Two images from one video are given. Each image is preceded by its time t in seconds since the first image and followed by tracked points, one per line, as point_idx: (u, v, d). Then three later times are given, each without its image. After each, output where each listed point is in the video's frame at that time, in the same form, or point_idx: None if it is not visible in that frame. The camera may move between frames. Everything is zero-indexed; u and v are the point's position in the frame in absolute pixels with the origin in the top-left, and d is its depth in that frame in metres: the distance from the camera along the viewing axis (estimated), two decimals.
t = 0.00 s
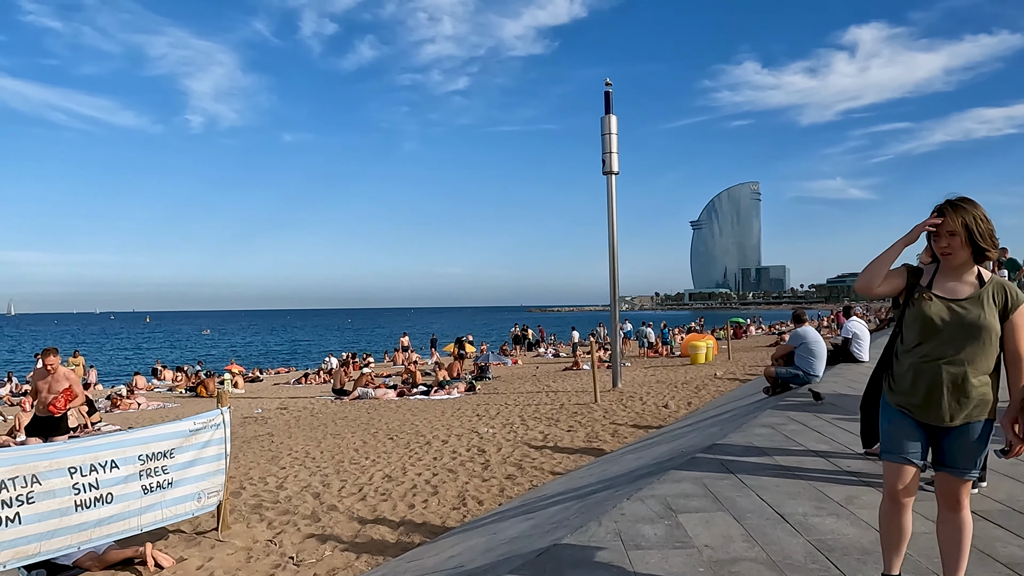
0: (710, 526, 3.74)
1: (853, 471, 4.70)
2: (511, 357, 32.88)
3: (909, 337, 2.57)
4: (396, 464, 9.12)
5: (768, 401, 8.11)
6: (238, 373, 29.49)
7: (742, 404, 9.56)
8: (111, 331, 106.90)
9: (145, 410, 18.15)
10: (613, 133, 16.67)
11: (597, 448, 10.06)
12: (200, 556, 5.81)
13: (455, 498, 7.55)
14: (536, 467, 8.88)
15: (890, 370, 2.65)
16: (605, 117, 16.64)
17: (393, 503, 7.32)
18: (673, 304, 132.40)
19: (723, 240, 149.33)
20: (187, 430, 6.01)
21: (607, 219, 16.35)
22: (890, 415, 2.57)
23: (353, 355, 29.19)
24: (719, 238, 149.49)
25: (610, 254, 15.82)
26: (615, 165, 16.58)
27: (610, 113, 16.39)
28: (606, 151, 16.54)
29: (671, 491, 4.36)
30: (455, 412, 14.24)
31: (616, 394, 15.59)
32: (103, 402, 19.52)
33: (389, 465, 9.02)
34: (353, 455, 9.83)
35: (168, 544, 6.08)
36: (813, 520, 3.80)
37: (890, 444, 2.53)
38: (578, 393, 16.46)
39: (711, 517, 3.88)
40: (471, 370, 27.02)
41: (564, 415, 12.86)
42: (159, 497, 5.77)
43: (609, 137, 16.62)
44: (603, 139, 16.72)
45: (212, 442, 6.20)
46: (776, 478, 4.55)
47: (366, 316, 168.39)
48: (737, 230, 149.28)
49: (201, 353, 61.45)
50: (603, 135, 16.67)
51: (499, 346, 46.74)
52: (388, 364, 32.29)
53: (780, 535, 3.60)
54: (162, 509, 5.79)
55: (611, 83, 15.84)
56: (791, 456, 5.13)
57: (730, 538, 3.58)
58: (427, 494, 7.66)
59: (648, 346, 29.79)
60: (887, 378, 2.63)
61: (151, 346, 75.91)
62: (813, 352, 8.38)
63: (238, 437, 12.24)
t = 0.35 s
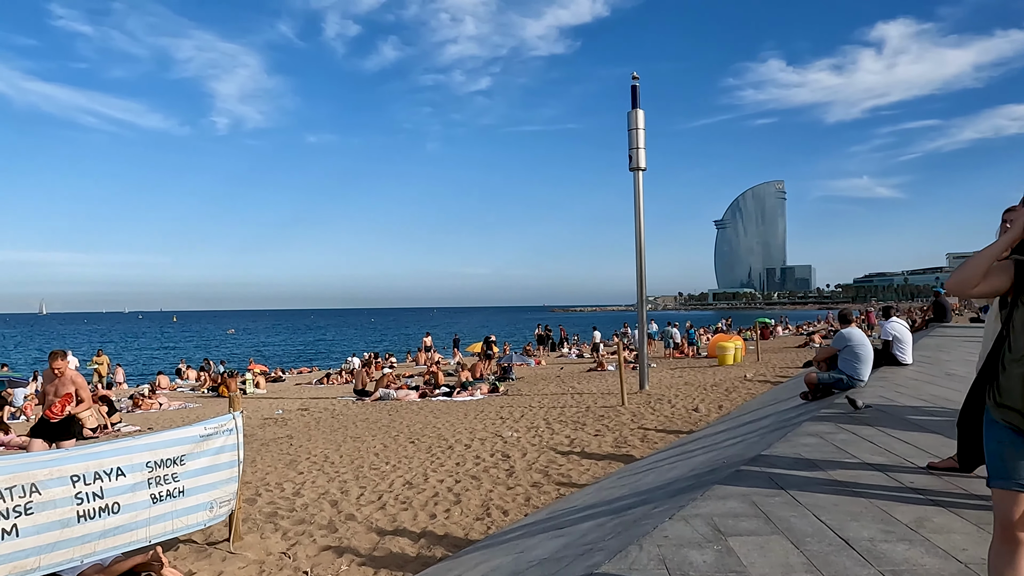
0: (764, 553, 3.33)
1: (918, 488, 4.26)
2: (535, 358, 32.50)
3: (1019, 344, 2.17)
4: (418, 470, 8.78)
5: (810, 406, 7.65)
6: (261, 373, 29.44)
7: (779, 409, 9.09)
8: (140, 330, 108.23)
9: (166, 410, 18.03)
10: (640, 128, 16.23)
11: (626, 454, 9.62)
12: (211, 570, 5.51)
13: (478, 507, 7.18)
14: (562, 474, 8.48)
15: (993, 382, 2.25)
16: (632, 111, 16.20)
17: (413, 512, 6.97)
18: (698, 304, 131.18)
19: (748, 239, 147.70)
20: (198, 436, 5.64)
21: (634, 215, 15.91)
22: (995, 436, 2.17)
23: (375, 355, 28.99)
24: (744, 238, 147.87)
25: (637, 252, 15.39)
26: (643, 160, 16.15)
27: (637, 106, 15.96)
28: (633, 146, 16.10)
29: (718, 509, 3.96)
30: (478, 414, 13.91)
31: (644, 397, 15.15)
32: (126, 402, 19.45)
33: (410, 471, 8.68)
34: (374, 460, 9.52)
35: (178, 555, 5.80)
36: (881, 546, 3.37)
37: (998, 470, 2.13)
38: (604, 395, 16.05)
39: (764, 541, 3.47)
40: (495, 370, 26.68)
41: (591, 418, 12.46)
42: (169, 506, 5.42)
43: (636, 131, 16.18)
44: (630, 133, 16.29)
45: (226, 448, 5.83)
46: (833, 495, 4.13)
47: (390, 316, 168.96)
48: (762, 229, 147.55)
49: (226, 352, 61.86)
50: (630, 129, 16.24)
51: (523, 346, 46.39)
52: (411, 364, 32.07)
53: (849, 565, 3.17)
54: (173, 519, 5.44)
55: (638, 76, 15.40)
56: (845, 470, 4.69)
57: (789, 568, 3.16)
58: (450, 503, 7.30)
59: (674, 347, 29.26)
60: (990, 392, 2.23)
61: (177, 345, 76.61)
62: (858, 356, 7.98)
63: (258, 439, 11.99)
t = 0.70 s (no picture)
0: None
1: (986, 517, 3.81)
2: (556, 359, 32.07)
3: None
4: (434, 480, 8.41)
5: (850, 418, 7.17)
6: (279, 374, 29.26)
7: (814, 419, 8.60)
8: (164, 330, 109.18)
9: (184, 412, 17.84)
10: (664, 124, 15.76)
11: (652, 464, 9.18)
12: None
13: (497, 522, 6.79)
14: (585, 486, 8.07)
15: None
16: (656, 107, 15.75)
17: (428, 528, 6.60)
18: (720, 305, 129.85)
19: (771, 238, 146.04)
20: (200, 448, 5.27)
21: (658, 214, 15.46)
22: None
23: (395, 356, 28.71)
24: (767, 237, 146.20)
25: (661, 252, 14.93)
26: (667, 157, 15.69)
27: (661, 102, 15.51)
28: (657, 142, 15.66)
29: (765, 541, 3.53)
30: (498, 419, 13.54)
31: (669, 401, 14.67)
32: (143, 403, 19.30)
33: (426, 482, 8.32)
34: (389, 468, 9.17)
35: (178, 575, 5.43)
36: None
37: None
38: (627, 399, 15.60)
39: None
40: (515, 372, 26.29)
41: (613, 425, 12.03)
42: (169, 524, 5.01)
43: (660, 127, 15.72)
44: (654, 130, 15.83)
45: (228, 462, 5.47)
46: (893, 525, 3.68)
47: (411, 316, 169.15)
48: (786, 228, 145.81)
49: (248, 352, 62.07)
50: (654, 126, 15.78)
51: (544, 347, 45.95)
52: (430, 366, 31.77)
53: None
54: (173, 539, 5.04)
55: (663, 71, 14.96)
56: (900, 494, 4.24)
57: None
58: (467, 518, 6.92)
59: (697, 349, 28.68)
60: None
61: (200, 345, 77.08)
62: (900, 363, 7.49)
63: (272, 445, 11.68)
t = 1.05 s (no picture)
0: None
1: None
2: (573, 360, 31.59)
3: None
4: (442, 488, 8.05)
5: (884, 426, 6.69)
6: (294, 375, 29.05)
7: (844, 425, 8.12)
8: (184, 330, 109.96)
9: (196, 413, 17.66)
10: (684, 119, 15.29)
11: (672, 472, 8.73)
12: None
13: (506, 534, 6.40)
14: (600, 495, 7.66)
15: None
16: (675, 101, 15.30)
17: (433, 541, 6.22)
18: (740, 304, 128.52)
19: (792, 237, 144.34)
20: (186, 458, 4.94)
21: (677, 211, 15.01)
22: None
23: (410, 357, 28.41)
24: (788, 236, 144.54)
25: (681, 250, 14.47)
26: (687, 153, 15.24)
27: (681, 96, 15.06)
28: (676, 138, 15.21)
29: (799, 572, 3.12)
30: (512, 422, 13.15)
31: (689, 404, 14.21)
32: (156, 404, 19.13)
33: (433, 490, 7.96)
34: (396, 475, 8.83)
35: None
36: None
37: None
38: (645, 402, 15.16)
39: None
40: (531, 373, 25.87)
41: (631, 429, 11.59)
42: (151, 540, 4.69)
43: (680, 121, 15.27)
44: (673, 124, 15.38)
45: (217, 473, 5.14)
46: (946, 554, 3.25)
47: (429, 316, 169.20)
48: (807, 227, 144.07)
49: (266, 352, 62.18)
50: (673, 120, 15.33)
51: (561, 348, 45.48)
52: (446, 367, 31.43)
53: None
54: (156, 555, 4.71)
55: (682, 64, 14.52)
56: (950, 516, 3.80)
57: None
58: (474, 530, 6.53)
59: (718, 349, 28.09)
60: None
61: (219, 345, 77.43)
62: (937, 367, 6.95)
63: (279, 448, 11.39)
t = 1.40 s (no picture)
0: None
1: None
2: (587, 361, 31.17)
3: None
4: (447, 499, 7.71)
5: (915, 437, 6.26)
6: (306, 376, 28.83)
7: (870, 434, 7.69)
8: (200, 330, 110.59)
9: (203, 415, 17.42)
10: (700, 114, 14.86)
11: (687, 482, 8.33)
12: None
13: (511, 551, 6.04)
14: (612, 507, 7.28)
15: None
16: (691, 96, 14.88)
17: (434, 559, 5.87)
18: (756, 305, 127.48)
19: (810, 236, 142.89)
20: (168, 472, 4.66)
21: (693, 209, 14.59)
22: None
23: (423, 358, 28.10)
24: (806, 235, 143.07)
25: (697, 250, 14.05)
26: (703, 150, 14.82)
27: (697, 91, 14.64)
28: (692, 134, 14.79)
29: None
30: (523, 427, 12.80)
31: (706, 409, 13.78)
32: (164, 406, 18.93)
33: (436, 501, 7.63)
34: (400, 484, 8.51)
35: None
36: None
37: None
38: (660, 406, 14.73)
39: None
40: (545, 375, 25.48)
41: (646, 435, 11.19)
42: (128, 561, 4.39)
43: (695, 117, 14.85)
44: (689, 120, 14.97)
45: (201, 488, 4.85)
46: None
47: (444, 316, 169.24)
48: (825, 226, 142.51)
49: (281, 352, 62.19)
50: (689, 116, 14.91)
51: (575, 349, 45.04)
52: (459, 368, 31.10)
53: None
54: None
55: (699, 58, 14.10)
56: (998, 546, 3.40)
57: None
58: (478, 546, 6.18)
59: (735, 350, 27.52)
60: None
61: (234, 345, 77.55)
62: (971, 373, 6.51)
63: (283, 453, 11.09)
